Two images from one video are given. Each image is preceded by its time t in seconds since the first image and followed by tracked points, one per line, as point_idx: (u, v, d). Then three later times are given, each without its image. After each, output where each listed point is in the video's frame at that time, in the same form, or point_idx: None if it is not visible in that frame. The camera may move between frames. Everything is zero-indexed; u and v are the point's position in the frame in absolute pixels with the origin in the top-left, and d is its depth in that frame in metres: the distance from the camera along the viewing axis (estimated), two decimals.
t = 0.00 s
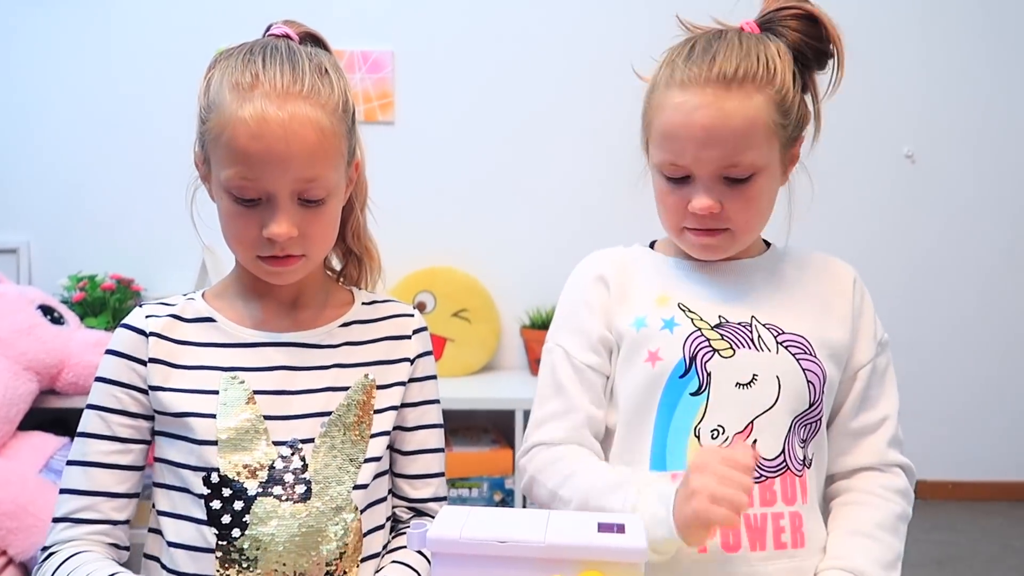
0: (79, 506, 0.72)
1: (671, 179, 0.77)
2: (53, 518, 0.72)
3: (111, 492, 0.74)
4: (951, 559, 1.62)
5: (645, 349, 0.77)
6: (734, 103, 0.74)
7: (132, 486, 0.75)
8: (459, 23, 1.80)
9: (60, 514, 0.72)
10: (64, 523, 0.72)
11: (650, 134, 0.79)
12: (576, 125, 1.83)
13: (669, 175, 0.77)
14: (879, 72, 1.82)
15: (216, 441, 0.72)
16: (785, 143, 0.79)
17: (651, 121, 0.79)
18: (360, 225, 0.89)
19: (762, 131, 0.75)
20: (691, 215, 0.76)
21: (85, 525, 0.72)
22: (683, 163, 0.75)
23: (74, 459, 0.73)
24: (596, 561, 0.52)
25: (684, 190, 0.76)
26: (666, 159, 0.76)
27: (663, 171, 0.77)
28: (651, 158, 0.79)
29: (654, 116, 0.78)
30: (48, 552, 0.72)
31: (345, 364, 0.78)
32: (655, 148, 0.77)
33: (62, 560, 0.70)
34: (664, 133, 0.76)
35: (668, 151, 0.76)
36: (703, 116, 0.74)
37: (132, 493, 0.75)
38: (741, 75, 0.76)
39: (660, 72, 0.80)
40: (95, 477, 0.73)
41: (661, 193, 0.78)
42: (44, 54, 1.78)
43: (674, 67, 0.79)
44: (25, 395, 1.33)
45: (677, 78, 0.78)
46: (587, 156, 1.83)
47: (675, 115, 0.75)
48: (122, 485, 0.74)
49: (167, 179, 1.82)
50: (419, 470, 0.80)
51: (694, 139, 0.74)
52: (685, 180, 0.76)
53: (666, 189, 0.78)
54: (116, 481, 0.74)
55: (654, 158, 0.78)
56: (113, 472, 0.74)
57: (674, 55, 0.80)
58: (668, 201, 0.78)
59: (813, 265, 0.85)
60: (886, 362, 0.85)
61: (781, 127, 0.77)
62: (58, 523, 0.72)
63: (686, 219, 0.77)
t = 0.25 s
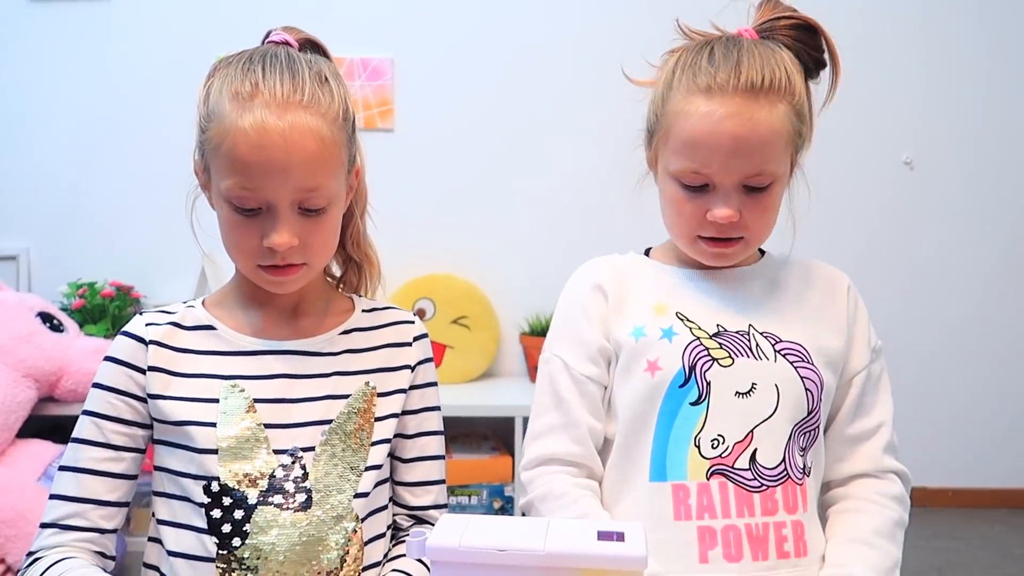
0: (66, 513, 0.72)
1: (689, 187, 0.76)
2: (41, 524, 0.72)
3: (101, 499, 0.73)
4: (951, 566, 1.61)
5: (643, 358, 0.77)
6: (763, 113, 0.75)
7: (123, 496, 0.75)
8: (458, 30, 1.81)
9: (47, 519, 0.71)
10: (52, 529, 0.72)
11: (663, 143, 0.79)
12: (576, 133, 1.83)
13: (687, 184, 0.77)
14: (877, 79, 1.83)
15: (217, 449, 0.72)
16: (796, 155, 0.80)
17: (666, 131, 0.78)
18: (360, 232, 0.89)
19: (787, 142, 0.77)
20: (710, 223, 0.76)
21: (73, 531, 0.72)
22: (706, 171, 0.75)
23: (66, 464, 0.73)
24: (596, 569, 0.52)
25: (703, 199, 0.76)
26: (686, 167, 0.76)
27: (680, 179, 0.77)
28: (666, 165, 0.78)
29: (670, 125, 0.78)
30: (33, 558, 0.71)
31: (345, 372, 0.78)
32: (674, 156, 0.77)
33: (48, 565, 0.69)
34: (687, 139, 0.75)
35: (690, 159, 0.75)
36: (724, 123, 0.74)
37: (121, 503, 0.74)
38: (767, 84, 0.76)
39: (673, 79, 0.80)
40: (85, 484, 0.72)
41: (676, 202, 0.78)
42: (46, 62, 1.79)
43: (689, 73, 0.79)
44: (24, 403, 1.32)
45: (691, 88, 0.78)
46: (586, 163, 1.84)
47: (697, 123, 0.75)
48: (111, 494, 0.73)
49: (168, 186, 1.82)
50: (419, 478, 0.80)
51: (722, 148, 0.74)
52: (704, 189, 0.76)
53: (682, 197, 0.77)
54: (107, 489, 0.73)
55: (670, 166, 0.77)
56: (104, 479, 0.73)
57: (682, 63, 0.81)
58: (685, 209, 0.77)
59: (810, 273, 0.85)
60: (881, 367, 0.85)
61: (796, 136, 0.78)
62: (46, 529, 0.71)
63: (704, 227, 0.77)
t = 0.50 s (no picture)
0: (58, 515, 0.71)
1: (701, 192, 0.76)
2: (32, 525, 0.71)
3: (95, 503, 0.72)
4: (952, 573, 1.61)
5: (642, 367, 0.77)
6: (780, 120, 0.75)
7: (118, 500, 0.74)
8: (458, 36, 1.81)
9: (40, 520, 0.71)
10: (43, 531, 0.71)
11: (673, 148, 0.79)
12: (576, 138, 1.84)
13: (699, 189, 0.76)
14: (877, 86, 1.84)
15: (218, 456, 0.71)
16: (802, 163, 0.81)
17: (678, 135, 0.78)
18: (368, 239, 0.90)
19: (796, 150, 0.77)
20: (721, 229, 0.77)
21: (66, 534, 0.71)
22: (722, 177, 0.75)
23: (62, 466, 0.72)
24: None
25: (717, 204, 0.76)
26: (700, 171, 0.76)
27: (692, 184, 0.77)
28: (676, 168, 0.78)
29: (682, 130, 0.77)
30: (23, 560, 0.70)
31: (347, 379, 0.78)
32: (688, 160, 0.77)
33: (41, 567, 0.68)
34: (702, 144, 0.75)
35: (706, 164, 0.75)
36: (732, 130, 0.74)
37: (114, 507, 0.74)
38: (777, 91, 0.76)
39: (683, 84, 0.80)
40: (81, 486, 0.72)
41: (687, 207, 0.78)
42: (48, 68, 1.79)
43: (698, 80, 0.79)
44: (24, 409, 1.32)
45: (705, 92, 0.78)
46: (586, 169, 1.84)
47: (713, 128, 0.75)
48: (105, 497, 0.73)
49: (169, 192, 1.82)
50: (421, 485, 0.80)
51: (740, 153, 0.74)
52: (717, 194, 0.76)
53: (692, 203, 0.77)
54: (101, 492, 0.73)
55: (682, 171, 0.77)
56: (100, 482, 0.73)
57: (689, 69, 0.81)
58: (696, 215, 0.77)
59: (810, 280, 0.85)
60: (879, 372, 0.85)
61: (805, 144, 0.79)
62: (38, 531, 0.71)
63: (714, 233, 0.77)
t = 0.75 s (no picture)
0: (56, 519, 0.71)
1: (705, 199, 0.77)
2: (30, 529, 0.71)
3: (94, 507, 0.72)
4: None
5: (641, 376, 0.77)
6: (787, 129, 0.76)
7: (116, 504, 0.74)
8: (458, 43, 1.82)
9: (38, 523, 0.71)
10: (41, 535, 0.71)
11: (677, 155, 0.79)
12: (576, 144, 1.84)
13: (704, 195, 0.77)
14: (877, 92, 1.84)
15: (218, 462, 0.71)
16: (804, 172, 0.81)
17: (682, 143, 0.78)
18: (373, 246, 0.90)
19: (801, 158, 0.77)
20: (724, 237, 0.77)
21: (64, 537, 0.71)
22: (727, 184, 0.75)
23: (61, 469, 0.72)
24: None
25: (721, 211, 0.76)
26: (704, 178, 0.76)
27: (697, 191, 0.77)
28: (681, 174, 0.78)
29: (687, 137, 0.78)
30: (20, 564, 0.69)
31: (349, 385, 0.78)
32: (692, 167, 0.77)
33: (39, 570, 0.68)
34: (708, 151, 0.75)
35: (711, 171, 0.75)
36: (740, 138, 0.74)
37: (111, 512, 0.74)
38: (783, 99, 0.77)
39: (688, 89, 0.80)
40: (80, 491, 0.72)
41: (690, 214, 0.78)
42: (50, 75, 1.80)
43: (704, 86, 0.79)
44: (24, 415, 1.32)
45: (711, 99, 0.78)
46: (586, 175, 1.84)
47: (717, 135, 0.75)
48: (104, 501, 0.73)
49: (169, 198, 1.82)
50: (421, 491, 0.79)
51: (745, 162, 0.74)
52: (721, 202, 0.76)
53: (696, 210, 0.77)
54: (100, 497, 0.73)
55: (687, 177, 0.77)
56: (99, 487, 0.73)
57: (694, 75, 0.81)
58: (700, 221, 0.77)
59: (810, 287, 0.85)
60: (880, 378, 0.85)
61: (808, 152, 0.79)
62: (35, 534, 0.71)
63: (718, 240, 0.77)
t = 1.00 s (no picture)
0: (55, 523, 0.71)
1: (702, 207, 0.77)
2: (29, 534, 0.71)
3: (93, 511, 0.72)
4: None
5: (640, 382, 0.77)
6: (785, 137, 0.76)
7: (116, 508, 0.74)
8: (458, 49, 1.82)
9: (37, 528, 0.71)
10: (40, 539, 0.71)
11: (675, 161, 0.79)
12: (576, 150, 1.84)
13: (701, 203, 0.77)
14: (875, 97, 1.85)
15: (218, 466, 0.71)
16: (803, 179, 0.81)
17: (680, 150, 0.78)
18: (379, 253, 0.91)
19: (799, 166, 0.78)
20: (721, 244, 0.77)
21: (63, 541, 0.71)
22: (725, 193, 0.75)
23: (61, 473, 0.72)
24: None
25: (718, 218, 0.77)
26: (701, 186, 0.76)
27: (694, 199, 0.77)
28: (678, 181, 0.78)
29: (686, 144, 0.78)
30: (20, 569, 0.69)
31: (349, 389, 0.78)
32: (690, 175, 0.77)
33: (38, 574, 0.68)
34: (705, 159, 0.76)
35: (709, 179, 0.76)
36: (738, 145, 0.74)
37: (111, 516, 0.74)
38: (781, 106, 0.77)
39: (686, 96, 0.81)
40: (79, 495, 0.72)
41: (688, 221, 0.78)
42: (50, 80, 1.80)
43: (701, 92, 0.79)
44: (22, 420, 1.32)
45: (710, 106, 0.78)
46: (586, 180, 1.85)
47: (714, 143, 0.75)
48: (103, 505, 0.73)
49: (169, 202, 1.83)
50: (421, 495, 0.79)
51: (742, 171, 0.74)
52: (719, 209, 0.76)
53: (694, 217, 0.78)
54: (100, 501, 0.72)
55: (685, 184, 0.78)
56: (98, 491, 0.73)
57: (692, 81, 0.81)
58: (697, 229, 0.78)
59: (809, 292, 0.85)
60: (880, 383, 0.85)
61: (806, 161, 0.80)
62: (34, 539, 0.71)
63: (715, 247, 0.77)
